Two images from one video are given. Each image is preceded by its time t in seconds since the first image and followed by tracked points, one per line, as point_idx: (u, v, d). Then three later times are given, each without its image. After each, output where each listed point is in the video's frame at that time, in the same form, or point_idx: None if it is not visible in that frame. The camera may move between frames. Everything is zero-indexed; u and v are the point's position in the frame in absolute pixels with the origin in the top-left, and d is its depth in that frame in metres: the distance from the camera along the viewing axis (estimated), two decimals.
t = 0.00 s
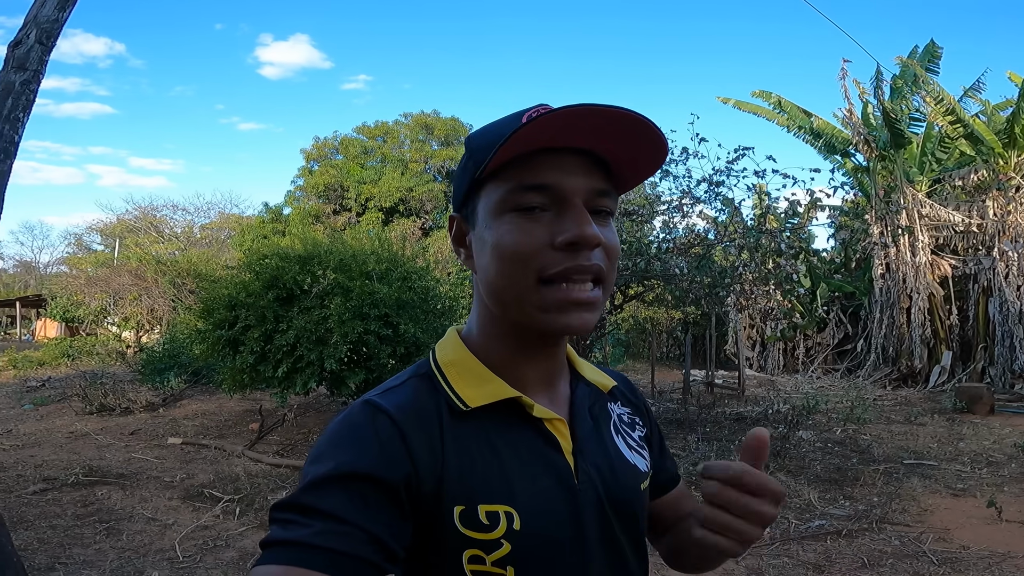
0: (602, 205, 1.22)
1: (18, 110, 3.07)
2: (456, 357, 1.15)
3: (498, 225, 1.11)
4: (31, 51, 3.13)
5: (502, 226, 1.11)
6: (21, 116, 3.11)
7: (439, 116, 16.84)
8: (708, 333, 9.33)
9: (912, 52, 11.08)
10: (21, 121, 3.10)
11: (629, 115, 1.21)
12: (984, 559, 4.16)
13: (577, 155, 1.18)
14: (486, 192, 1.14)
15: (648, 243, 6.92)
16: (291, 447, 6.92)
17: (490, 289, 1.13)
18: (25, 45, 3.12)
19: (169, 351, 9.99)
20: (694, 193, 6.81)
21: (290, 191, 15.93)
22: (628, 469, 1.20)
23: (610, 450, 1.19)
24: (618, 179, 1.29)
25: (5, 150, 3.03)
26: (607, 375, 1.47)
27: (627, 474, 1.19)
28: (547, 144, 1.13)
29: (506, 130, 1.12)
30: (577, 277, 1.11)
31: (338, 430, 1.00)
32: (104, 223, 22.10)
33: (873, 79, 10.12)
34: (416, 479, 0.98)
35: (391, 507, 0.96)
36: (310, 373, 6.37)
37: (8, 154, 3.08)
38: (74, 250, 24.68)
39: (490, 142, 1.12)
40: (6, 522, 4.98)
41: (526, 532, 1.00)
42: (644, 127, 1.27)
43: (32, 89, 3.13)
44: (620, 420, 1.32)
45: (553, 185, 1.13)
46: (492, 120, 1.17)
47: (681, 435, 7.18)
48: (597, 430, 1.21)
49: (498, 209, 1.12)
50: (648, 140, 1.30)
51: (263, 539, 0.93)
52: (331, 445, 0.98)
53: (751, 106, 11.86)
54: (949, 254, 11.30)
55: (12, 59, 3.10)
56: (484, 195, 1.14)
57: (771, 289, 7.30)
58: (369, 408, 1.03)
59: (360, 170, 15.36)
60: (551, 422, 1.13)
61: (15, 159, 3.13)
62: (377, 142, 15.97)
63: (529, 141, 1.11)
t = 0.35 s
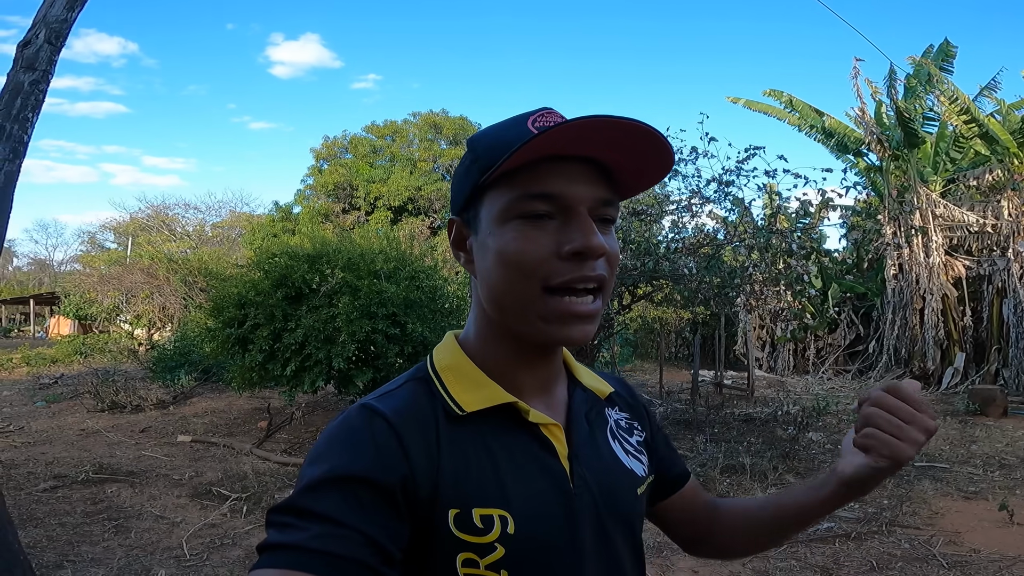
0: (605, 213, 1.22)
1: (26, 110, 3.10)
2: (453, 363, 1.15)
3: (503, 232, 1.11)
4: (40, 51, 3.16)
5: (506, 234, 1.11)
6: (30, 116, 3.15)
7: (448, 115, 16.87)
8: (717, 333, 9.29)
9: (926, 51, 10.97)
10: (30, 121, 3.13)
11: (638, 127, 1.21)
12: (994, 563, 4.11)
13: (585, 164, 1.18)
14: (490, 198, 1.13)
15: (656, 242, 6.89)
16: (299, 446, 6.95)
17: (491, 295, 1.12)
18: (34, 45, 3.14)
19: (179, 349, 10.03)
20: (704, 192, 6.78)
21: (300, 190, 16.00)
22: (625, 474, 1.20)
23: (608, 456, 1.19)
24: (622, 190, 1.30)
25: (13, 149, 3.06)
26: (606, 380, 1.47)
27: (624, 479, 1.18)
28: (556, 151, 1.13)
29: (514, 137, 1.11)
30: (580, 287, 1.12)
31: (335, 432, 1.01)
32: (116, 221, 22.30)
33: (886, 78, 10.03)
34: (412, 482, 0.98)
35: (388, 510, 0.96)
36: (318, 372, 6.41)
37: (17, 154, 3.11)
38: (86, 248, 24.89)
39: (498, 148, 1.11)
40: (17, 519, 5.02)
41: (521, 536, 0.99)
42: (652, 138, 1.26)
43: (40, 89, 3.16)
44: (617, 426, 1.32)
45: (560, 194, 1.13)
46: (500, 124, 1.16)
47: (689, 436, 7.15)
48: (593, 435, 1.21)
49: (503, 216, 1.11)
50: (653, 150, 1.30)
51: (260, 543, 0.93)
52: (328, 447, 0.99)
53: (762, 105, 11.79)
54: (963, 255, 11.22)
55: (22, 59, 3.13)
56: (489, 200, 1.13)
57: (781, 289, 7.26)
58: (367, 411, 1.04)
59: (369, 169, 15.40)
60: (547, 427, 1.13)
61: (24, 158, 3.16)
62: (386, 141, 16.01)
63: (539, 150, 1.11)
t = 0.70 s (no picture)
0: (594, 222, 1.23)
1: (20, 112, 3.11)
2: (435, 365, 1.15)
3: (496, 236, 1.11)
4: (34, 53, 3.16)
5: (498, 238, 1.11)
6: (25, 119, 3.15)
7: (449, 115, 16.89)
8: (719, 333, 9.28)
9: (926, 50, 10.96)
10: (24, 124, 3.14)
11: (634, 142, 1.22)
12: (995, 563, 4.10)
13: (581, 174, 1.18)
14: (482, 201, 1.13)
15: (656, 242, 6.88)
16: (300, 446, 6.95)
17: (481, 298, 1.12)
18: (27, 48, 3.15)
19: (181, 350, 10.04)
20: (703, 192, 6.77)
21: (301, 191, 16.03)
22: (607, 476, 1.21)
23: (591, 457, 1.20)
24: (610, 200, 1.31)
25: (7, 152, 3.07)
26: (587, 382, 1.49)
27: (606, 480, 1.20)
28: (553, 159, 1.13)
29: (511, 143, 1.11)
30: (570, 295, 1.13)
31: (316, 435, 1.01)
32: (119, 223, 22.36)
33: (886, 77, 10.02)
34: (395, 485, 0.98)
35: (371, 513, 0.96)
36: (318, 373, 6.42)
37: (11, 156, 3.12)
38: (89, 249, 24.96)
39: (495, 151, 1.11)
40: (16, 520, 5.03)
41: (505, 536, 1.00)
42: (647, 152, 1.28)
43: (34, 91, 3.17)
44: (598, 427, 1.33)
45: (554, 202, 1.14)
46: (497, 127, 1.15)
47: (690, 436, 7.14)
48: (576, 437, 1.22)
49: (497, 220, 1.11)
50: (647, 165, 1.32)
51: (239, 548, 0.93)
52: (307, 451, 0.98)
53: (762, 104, 11.78)
54: (966, 254, 11.20)
55: (15, 62, 3.13)
56: (481, 203, 1.13)
57: (782, 289, 7.25)
58: (346, 413, 1.04)
59: (370, 169, 15.40)
60: (530, 428, 1.14)
61: (18, 160, 3.16)
62: (387, 142, 16.01)
63: (537, 156, 1.11)
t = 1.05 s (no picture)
0: (590, 222, 1.23)
1: (17, 115, 3.12)
2: (433, 363, 1.15)
3: (493, 235, 1.11)
4: (29, 56, 3.16)
5: (494, 237, 1.11)
6: (21, 121, 3.16)
7: (449, 115, 16.91)
8: (720, 332, 9.28)
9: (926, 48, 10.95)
10: (20, 126, 3.14)
11: (629, 141, 1.22)
12: (995, 563, 4.09)
13: (576, 175, 1.19)
14: (479, 200, 1.13)
15: (655, 241, 6.89)
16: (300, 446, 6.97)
17: (478, 296, 1.12)
18: (23, 51, 3.15)
19: (182, 350, 10.06)
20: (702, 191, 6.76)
21: (303, 191, 16.06)
22: (602, 476, 1.22)
23: (585, 456, 1.21)
24: (605, 200, 1.31)
25: (3, 154, 3.08)
26: (581, 383, 1.49)
27: (601, 480, 1.21)
28: (548, 159, 1.13)
29: (507, 143, 1.11)
30: (566, 294, 1.13)
31: (315, 431, 1.00)
32: (121, 224, 22.42)
33: (886, 76, 10.01)
34: (393, 482, 0.98)
35: (368, 511, 0.96)
36: (319, 373, 6.43)
37: (8, 159, 3.13)
38: (92, 251, 25.02)
39: (491, 152, 1.11)
40: (17, 520, 5.04)
41: (502, 536, 1.01)
42: (642, 152, 1.28)
43: (31, 94, 3.17)
44: (592, 427, 1.34)
45: (549, 201, 1.14)
46: (494, 128, 1.15)
47: (690, 436, 7.14)
48: (572, 437, 1.23)
49: (494, 219, 1.11)
50: (642, 165, 1.32)
51: (234, 544, 0.93)
52: (305, 448, 0.98)
53: (762, 103, 11.77)
54: (968, 252, 11.12)
55: (12, 65, 3.14)
56: (477, 202, 1.13)
57: (782, 288, 7.25)
58: (345, 411, 1.03)
59: (371, 170, 15.40)
60: (528, 427, 1.15)
61: (14, 162, 3.16)
62: (388, 142, 16.01)
63: (532, 157, 1.11)
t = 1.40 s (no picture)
0: (580, 219, 1.23)
1: (6, 119, 3.11)
2: (429, 359, 1.15)
3: (483, 233, 1.11)
4: (19, 60, 3.17)
5: (485, 235, 1.11)
6: (11, 125, 3.15)
7: (450, 115, 16.92)
8: (721, 331, 9.27)
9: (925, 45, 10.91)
10: (11, 130, 3.14)
11: (617, 137, 1.22)
12: (996, 562, 4.07)
13: (564, 171, 1.18)
14: (470, 198, 1.13)
15: (654, 238, 6.90)
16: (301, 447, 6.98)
17: (469, 294, 1.13)
18: (12, 55, 3.16)
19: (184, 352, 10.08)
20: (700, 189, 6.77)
21: (304, 192, 16.08)
22: (598, 471, 1.22)
23: (581, 452, 1.21)
24: (595, 196, 1.31)
25: None
26: (576, 379, 1.49)
27: (596, 475, 1.21)
28: (536, 157, 1.13)
29: (496, 141, 1.11)
30: (557, 290, 1.13)
31: (312, 426, 1.00)
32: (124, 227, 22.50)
33: (886, 72, 9.98)
34: (390, 479, 0.98)
35: (365, 507, 0.96)
36: (318, 374, 6.43)
37: None
38: (96, 253, 25.12)
39: (480, 150, 1.10)
40: (19, 520, 5.06)
41: (501, 531, 1.01)
42: (630, 148, 1.28)
43: (20, 98, 3.17)
44: (585, 423, 1.34)
45: (539, 199, 1.14)
46: (483, 127, 1.14)
47: (691, 434, 7.13)
48: (567, 432, 1.23)
49: (484, 217, 1.11)
50: (631, 161, 1.31)
51: (228, 537, 0.92)
52: (303, 443, 0.98)
53: (762, 101, 11.75)
54: (970, 248, 11.13)
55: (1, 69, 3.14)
56: (468, 201, 1.13)
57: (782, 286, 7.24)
58: (344, 406, 1.03)
59: (372, 170, 15.41)
60: (524, 422, 1.15)
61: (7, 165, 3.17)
62: (388, 143, 16.01)
63: (521, 154, 1.11)
